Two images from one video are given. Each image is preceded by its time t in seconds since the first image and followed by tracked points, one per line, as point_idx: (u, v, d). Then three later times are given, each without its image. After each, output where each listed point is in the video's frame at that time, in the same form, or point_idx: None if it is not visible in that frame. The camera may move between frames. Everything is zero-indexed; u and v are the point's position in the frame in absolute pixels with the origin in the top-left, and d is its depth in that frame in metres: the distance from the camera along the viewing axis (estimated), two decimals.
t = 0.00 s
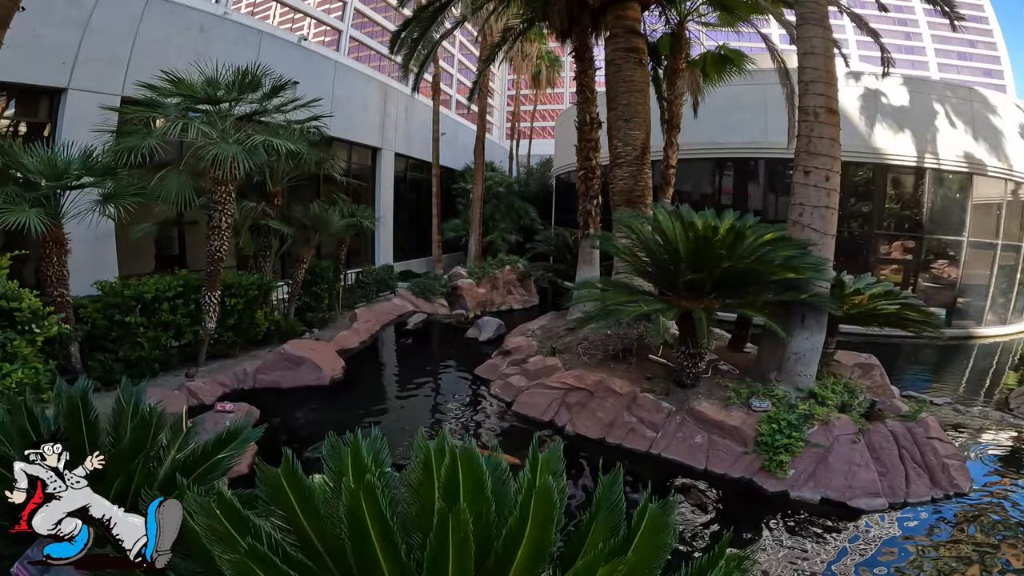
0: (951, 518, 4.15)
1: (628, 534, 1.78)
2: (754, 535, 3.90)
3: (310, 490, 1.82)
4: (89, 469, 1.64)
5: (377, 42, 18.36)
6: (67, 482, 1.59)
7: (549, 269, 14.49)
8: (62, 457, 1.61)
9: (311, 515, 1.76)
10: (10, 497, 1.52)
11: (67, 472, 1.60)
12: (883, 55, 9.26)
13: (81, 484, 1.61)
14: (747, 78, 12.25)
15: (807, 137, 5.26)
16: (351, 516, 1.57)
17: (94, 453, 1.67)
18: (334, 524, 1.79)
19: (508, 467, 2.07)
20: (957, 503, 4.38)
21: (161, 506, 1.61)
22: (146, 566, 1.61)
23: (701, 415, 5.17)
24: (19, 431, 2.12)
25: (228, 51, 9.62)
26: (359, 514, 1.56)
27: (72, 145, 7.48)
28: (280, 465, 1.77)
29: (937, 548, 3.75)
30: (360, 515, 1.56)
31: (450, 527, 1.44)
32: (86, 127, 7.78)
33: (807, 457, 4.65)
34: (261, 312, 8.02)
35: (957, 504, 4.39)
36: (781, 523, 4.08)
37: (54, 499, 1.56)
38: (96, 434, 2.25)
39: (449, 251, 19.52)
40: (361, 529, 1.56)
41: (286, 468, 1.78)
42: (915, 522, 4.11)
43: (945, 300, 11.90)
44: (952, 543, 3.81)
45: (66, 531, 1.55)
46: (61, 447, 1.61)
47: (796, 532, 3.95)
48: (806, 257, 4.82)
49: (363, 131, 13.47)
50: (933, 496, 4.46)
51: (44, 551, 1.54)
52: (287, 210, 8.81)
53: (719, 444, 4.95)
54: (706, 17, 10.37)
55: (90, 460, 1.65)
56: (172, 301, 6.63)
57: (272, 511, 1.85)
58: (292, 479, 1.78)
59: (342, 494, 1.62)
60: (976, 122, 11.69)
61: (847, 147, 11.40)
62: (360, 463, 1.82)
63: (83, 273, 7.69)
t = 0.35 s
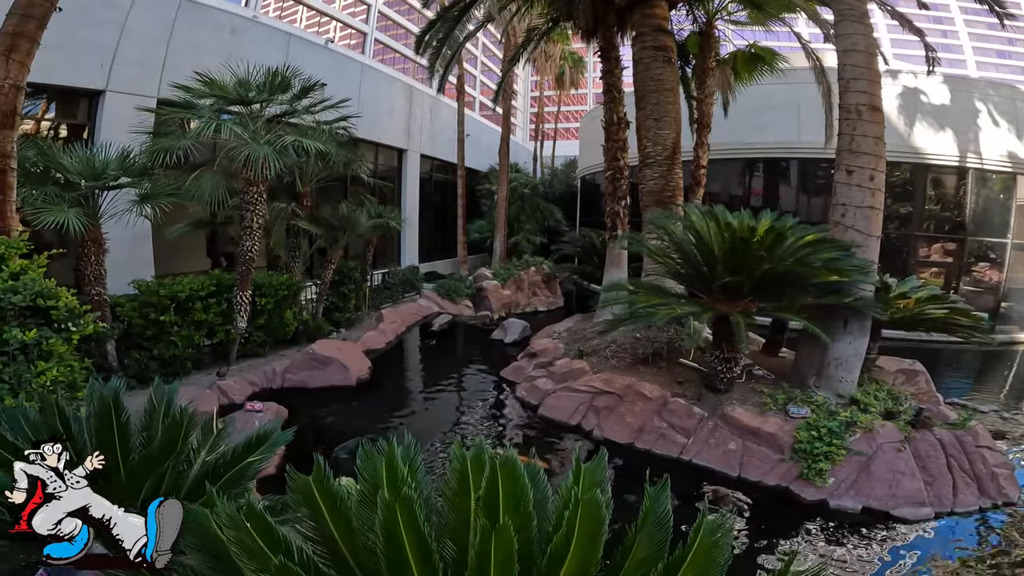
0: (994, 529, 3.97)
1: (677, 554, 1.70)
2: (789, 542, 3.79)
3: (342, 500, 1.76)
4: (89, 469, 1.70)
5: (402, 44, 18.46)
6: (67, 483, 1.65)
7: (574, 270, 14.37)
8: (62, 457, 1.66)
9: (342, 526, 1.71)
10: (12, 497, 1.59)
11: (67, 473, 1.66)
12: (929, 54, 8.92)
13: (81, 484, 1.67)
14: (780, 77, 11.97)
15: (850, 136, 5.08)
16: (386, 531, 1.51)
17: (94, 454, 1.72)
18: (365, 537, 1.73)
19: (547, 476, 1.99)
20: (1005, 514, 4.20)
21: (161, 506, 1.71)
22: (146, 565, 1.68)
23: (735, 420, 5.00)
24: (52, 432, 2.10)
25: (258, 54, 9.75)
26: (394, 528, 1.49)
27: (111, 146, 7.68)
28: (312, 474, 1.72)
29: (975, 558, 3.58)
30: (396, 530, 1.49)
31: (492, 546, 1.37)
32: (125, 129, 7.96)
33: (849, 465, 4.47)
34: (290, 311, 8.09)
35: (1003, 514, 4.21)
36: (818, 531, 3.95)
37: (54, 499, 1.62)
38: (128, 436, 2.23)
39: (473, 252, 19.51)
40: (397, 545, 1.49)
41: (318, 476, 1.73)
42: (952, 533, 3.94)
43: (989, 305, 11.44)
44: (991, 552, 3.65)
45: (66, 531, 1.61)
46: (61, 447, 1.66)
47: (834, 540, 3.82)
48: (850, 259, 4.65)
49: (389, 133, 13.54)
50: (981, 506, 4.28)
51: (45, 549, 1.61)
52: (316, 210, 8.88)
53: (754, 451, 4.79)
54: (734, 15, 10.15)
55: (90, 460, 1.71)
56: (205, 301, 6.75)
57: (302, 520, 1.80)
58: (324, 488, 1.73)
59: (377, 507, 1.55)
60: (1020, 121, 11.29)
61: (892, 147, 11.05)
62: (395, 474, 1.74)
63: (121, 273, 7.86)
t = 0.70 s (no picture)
0: None
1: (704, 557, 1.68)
2: (809, 545, 3.73)
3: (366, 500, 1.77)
4: (89, 469, 1.74)
5: (418, 47, 18.56)
6: (68, 483, 1.70)
7: (591, 272, 14.32)
8: (62, 457, 1.69)
9: (366, 526, 1.72)
10: (12, 496, 1.64)
11: (67, 473, 1.70)
12: (954, 53, 8.76)
13: (81, 484, 1.71)
14: (800, 77, 11.82)
15: (875, 135, 4.99)
16: (411, 530, 1.50)
17: (93, 454, 1.76)
18: (390, 537, 1.73)
19: (571, 477, 1.98)
20: None
21: (161, 507, 1.80)
22: (146, 565, 1.77)
23: (756, 424, 4.95)
24: (81, 429, 2.13)
25: (278, 57, 9.87)
26: (420, 528, 1.49)
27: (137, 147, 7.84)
28: (337, 474, 1.73)
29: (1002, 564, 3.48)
30: (421, 530, 1.48)
31: (519, 547, 1.35)
32: (150, 131, 8.10)
33: (873, 469, 4.40)
34: (310, 312, 8.17)
35: None
36: (842, 536, 3.88)
37: (54, 499, 1.67)
38: (155, 434, 2.25)
39: (489, 254, 19.54)
40: (422, 545, 1.48)
41: (343, 476, 1.74)
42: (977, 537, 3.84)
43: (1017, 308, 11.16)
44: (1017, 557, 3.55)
45: (66, 531, 1.67)
46: (61, 448, 1.69)
47: (857, 545, 3.75)
48: (876, 260, 4.57)
49: (406, 135, 13.62)
50: (1009, 511, 4.17)
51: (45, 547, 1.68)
52: (336, 212, 8.96)
53: (775, 454, 4.71)
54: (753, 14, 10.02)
55: (89, 461, 1.75)
56: (227, 301, 6.86)
57: (326, 520, 1.81)
58: (348, 488, 1.74)
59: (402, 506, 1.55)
60: None
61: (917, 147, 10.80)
62: (420, 473, 1.75)
63: (147, 273, 8.00)
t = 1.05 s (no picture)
0: None
1: (705, 553, 1.70)
2: (814, 547, 3.72)
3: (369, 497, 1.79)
4: (89, 469, 1.73)
5: (422, 49, 18.61)
6: (68, 483, 1.68)
7: (595, 272, 14.33)
8: (62, 457, 1.68)
9: (370, 522, 1.74)
10: (11, 496, 1.61)
11: (67, 473, 1.69)
12: (958, 54, 8.74)
13: (81, 484, 1.71)
14: (804, 77, 11.80)
15: (879, 136, 4.98)
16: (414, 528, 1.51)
17: (93, 454, 1.75)
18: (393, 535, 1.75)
19: (573, 476, 2.00)
20: None
21: (161, 507, 1.81)
22: (146, 564, 1.78)
23: (760, 424, 4.94)
24: (90, 427, 2.14)
25: (283, 59, 9.92)
26: (423, 526, 1.49)
27: (144, 148, 7.90)
28: (342, 472, 1.74)
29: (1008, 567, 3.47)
30: (425, 527, 1.49)
31: (521, 545, 1.36)
32: (156, 133, 8.16)
33: (878, 469, 4.39)
34: (314, 312, 8.21)
35: None
36: (847, 537, 3.86)
37: (54, 499, 1.66)
38: (162, 432, 2.27)
39: (493, 255, 19.56)
40: (426, 542, 1.49)
41: (347, 474, 1.76)
42: (982, 539, 3.83)
43: None
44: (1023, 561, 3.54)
45: (66, 531, 1.68)
46: (61, 448, 1.67)
47: (861, 546, 3.73)
48: (880, 261, 4.57)
49: (410, 136, 13.65)
50: (1015, 513, 4.15)
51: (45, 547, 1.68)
52: (340, 213, 8.99)
53: (779, 455, 4.70)
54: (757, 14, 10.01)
55: (89, 461, 1.74)
56: (232, 301, 6.90)
57: (330, 517, 1.83)
58: (352, 485, 1.75)
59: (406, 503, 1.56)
60: None
61: (923, 147, 10.76)
62: (424, 470, 1.76)
63: (154, 273, 8.06)
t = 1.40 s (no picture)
0: None
1: (700, 549, 1.73)
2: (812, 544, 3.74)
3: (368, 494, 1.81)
4: (89, 469, 1.76)
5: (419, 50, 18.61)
6: (68, 483, 1.71)
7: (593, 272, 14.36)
8: (63, 457, 1.71)
9: (369, 519, 1.75)
10: (13, 496, 1.64)
11: (67, 473, 1.72)
12: (953, 53, 8.78)
13: (81, 484, 1.73)
14: (800, 77, 11.83)
15: (874, 135, 5.01)
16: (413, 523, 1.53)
17: (94, 454, 1.78)
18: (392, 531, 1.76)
19: (571, 474, 2.02)
20: None
21: (161, 507, 1.83)
22: (146, 564, 1.79)
23: (758, 423, 4.96)
24: (91, 427, 2.16)
25: (281, 60, 9.94)
26: (422, 521, 1.51)
27: (142, 149, 7.91)
28: (341, 470, 1.77)
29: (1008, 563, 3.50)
30: (424, 523, 1.51)
31: (518, 539, 1.38)
32: (154, 134, 8.17)
33: (875, 467, 4.42)
34: (313, 313, 8.22)
35: None
36: (846, 536, 3.87)
37: (54, 499, 1.68)
38: (162, 431, 2.29)
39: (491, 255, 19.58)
40: (424, 536, 1.51)
41: (347, 471, 1.78)
42: (980, 537, 3.86)
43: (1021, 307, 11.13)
44: None
45: (66, 530, 1.70)
46: (62, 448, 1.70)
47: (861, 544, 3.75)
48: (875, 259, 4.60)
49: (408, 137, 13.67)
50: (1011, 510, 4.19)
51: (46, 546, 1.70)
52: (338, 213, 9.00)
53: (777, 453, 4.72)
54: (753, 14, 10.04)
55: (90, 461, 1.76)
56: (231, 302, 6.91)
57: (330, 514, 1.85)
58: (352, 482, 1.78)
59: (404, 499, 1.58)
60: None
61: (918, 147, 10.83)
62: (423, 467, 1.78)
63: (152, 274, 8.06)
